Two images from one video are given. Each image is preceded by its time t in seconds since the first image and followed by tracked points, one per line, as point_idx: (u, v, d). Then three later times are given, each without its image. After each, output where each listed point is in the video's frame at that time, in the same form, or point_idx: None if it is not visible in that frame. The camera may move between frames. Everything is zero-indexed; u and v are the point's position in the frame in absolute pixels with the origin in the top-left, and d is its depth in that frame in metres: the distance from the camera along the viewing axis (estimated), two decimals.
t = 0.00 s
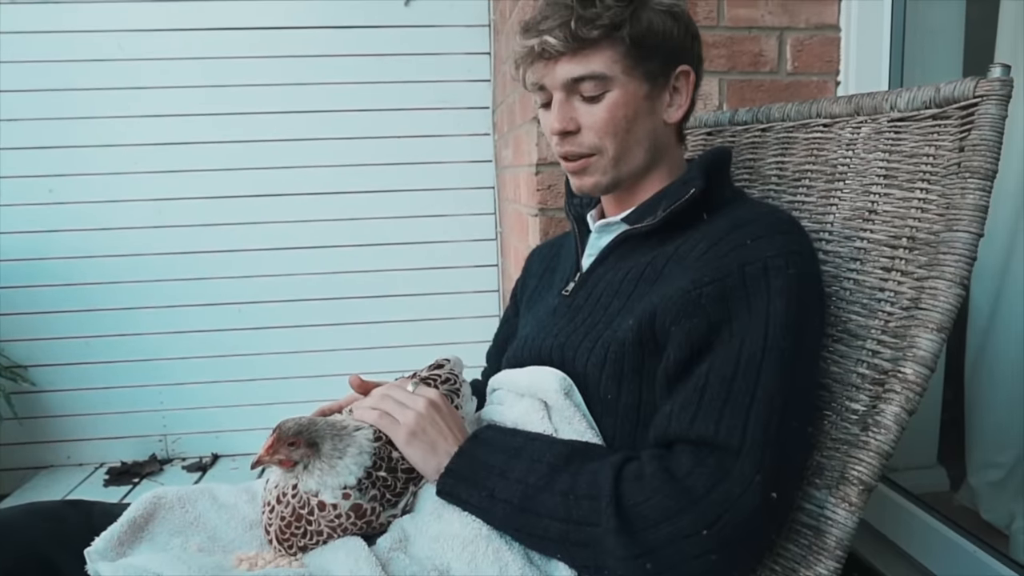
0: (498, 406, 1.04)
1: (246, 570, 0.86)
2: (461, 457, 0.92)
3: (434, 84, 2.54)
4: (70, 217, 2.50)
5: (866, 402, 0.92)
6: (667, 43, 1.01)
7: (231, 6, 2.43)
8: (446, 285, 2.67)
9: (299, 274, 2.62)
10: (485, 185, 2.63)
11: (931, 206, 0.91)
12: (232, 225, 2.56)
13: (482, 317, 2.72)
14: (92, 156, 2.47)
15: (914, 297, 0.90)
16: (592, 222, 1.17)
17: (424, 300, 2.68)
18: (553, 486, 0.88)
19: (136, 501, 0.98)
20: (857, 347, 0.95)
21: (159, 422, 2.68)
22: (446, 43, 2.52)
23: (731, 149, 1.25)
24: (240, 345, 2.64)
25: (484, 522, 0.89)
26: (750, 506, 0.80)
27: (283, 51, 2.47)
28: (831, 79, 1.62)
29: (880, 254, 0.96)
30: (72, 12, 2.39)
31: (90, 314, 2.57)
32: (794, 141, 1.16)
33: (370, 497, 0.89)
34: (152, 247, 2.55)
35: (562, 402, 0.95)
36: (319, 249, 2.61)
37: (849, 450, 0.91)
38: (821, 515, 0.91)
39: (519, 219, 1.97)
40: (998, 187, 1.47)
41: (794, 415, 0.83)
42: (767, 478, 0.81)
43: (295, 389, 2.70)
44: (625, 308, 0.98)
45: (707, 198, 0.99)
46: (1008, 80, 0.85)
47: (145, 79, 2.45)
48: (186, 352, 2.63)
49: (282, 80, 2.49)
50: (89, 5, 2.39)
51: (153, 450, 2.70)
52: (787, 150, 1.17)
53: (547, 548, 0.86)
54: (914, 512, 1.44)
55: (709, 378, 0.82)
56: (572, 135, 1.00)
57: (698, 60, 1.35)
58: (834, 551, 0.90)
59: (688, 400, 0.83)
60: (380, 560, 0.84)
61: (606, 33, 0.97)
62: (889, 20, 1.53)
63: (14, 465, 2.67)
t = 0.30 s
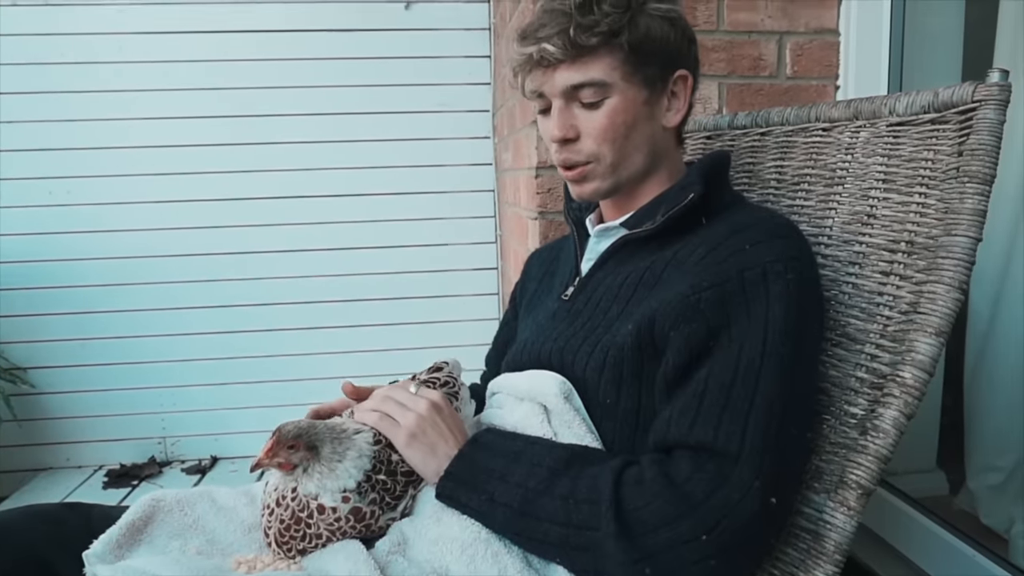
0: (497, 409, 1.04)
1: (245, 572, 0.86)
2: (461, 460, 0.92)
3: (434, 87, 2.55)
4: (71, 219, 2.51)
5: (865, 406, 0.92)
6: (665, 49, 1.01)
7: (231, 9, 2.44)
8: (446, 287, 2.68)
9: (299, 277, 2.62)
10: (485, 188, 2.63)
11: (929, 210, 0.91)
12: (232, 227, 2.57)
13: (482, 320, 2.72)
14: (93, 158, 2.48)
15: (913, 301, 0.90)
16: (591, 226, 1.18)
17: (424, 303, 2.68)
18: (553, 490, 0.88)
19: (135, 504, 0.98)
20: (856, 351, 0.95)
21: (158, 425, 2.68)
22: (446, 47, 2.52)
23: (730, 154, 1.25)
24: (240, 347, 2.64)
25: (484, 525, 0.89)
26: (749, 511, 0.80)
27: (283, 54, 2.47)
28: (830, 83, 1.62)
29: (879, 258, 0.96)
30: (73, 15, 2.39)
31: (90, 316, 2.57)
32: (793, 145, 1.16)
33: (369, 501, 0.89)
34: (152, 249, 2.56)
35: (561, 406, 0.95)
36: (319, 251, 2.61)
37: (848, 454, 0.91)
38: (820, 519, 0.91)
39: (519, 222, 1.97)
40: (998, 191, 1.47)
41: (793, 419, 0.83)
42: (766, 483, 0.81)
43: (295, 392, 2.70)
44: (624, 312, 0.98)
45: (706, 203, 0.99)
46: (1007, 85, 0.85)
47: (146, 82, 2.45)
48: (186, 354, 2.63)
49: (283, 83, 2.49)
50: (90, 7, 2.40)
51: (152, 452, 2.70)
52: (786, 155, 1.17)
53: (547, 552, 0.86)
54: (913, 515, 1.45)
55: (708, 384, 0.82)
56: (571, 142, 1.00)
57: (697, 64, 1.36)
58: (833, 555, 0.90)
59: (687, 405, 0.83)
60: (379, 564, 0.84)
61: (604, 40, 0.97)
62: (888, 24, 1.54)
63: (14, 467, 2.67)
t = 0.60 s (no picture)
0: (499, 407, 1.04)
1: (245, 569, 0.86)
2: (462, 458, 0.92)
3: (435, 85, 2.54)
4: (71, 216, 2.51)
5: (866, 404, 0.91)
6: (668, 45, 1.01)
7: (232, 6, 2.43)
8: (446, 286, 2.67)
9: (300, 274, 2.62)
10: (486, 186, 2.63)
11: (932, 208, 0.91)
12: (233, 225, 2.57)
13: (482, 318, 2.72)
14: (94, 156, 2.48)
15: (916, 299, 0.90)
16: (592, 224, 1.17)
17: (425, 301, 2.68)
18: (555, 488, 0.88)
19: (135, 501, 0.98)
20: (858, 349, 0.94)
21: (159, 422, 2.68)
22: (447, 44, 2.52)
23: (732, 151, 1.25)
24: (240, 345, 2.64)
25: (485, 523, 0.89)
26: (751, 509, 0.80)
27: (284, 51, 2.47)
28: (833, 81, 1.61)
29: (881, 256, 0.96)
30: (74, 12, 2.39)
31: (91, 314, 2.58)
32: (795, 142, 1.16)
33: (370, 498, 0.89)
34: (153, 247, 2.56)
35: (564, 403, 0.95)
36: (320, 249, 2.61)
37: (849, 452, 0.91)
38: (821, 518, 0.91)
39: (521, 220, 1.97)
40: (1000, 190, 1.47)
41: (795, 417, 0.83)
42: (768, 481, 0.81)
43: (296, 389, 2.70)
44: (625, 310, 0.98)
45: (708, 200, 0.99)
46: (1011, 83, 0.85)
47: (146, 79, 2.45)
48: (186, 352, 2.63)
49: (284, 80, 2.49)
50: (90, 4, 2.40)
51: (153, 450, 2.70)
52: (788, 152, 1.17)
53: (549, 549, 0.86)
54: (914, 514, 1.44)
55: (710, 382, 0.82)
56: (574, 138, 1.00)
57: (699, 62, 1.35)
58: (835, 553, 0.89)
59: (689, 403, 0.83)
60: (379, 560, 0.84)
61: (608, 36, 0.97)
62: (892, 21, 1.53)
63: (15, 464, 2.67)
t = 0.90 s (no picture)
0: (502, 400, 1.04)
1: (252, 561, 0.87)
2: (466, 451, 0.92)
3: (441, 80, 2.54)
4: (78, 211, 2.52)
5: (872, 400, 0.91)
6: (681, 42, 1.00)
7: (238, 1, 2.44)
8: (452, 281, 2.68)
9: (305, 269, 2.63)
10: (492, 181, 2.62)
11: (940, 203, 0.90)
12: (239, 220, 2.57)
13: (488, 314, 2.72)
14: (100, 151, 2.48)
15: (922, 294, 0.90)
16: (597, 215, 1.17)
17: (430, 296, 2.68)
18: (557, 480, 0.88)
19: (143, 493, 0.98)
20: (864, 344, 0.94)
21: (166, 416, 2.69)
22: (452, 39, 2.52)
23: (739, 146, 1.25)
24: (247, 339, 2.65)
25: (489, 516, 0.89)
26: (754, 500, 0.80)
27: (290, 46, 2.48)
28: (841, 75, 1.60)
29: (889, 251, 0.95)
30: (80, 7, 2.40)
31: (98, 308, 2.59)
32: (802, 137, 1.16)
33: (375, 491, 0.89)
34: (160, 242, 2.56)
35: (566, 396, 0.95)
36: (327, 244, 2.61)
37: (855, 447, 0.91)
38: (827, 513, 0.91)
39: (527, 216, 1.97)
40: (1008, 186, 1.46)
41: (800, 411, 0.83)
42: (772, 473, 0.81)
43: (302, 384, 2.71)
44: (628, 301, 0.97)
45: (712, 190, 0.98)
46: (1020, 77, 0.85)
47: (152, 74, 2.45)
48: (193, 346, 2.64)
49: (289, 76, 2.49)
50: None
51: (160, 443, 2.71)
52: (795, 147, 1.16)
53: (552, 542, 0.86)
54: (920, 510, 1.44)
55: (714, 373, 0.82)
56: (580, 132, 1.01)
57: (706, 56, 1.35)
58: (840, 548, 0.89)
59: (693, 394, 0.83)
60: (385, 554, 0.84)
61: (619, 32, 0.96)
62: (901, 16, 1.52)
63: (23, 457, 2.69)
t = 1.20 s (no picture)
0: (505, 398, 1.04)
1: (255, 558, 0.87)
2: (468, 449, 0.92)
3: (444, 79, 2.54)
4: (82, 209, 2.52)
5: (876, 398, 0.91)
6: (687, 38, 1.01)
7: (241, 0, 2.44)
8: (455, 280, 2.68)
9: (308, 268, 2.63)
10: (494, 180, 2.63)
11: (944, 202, 0.90)
12: (242, 218, 2.58)
13: (491, 312, 2.72)
14: (104, 149, 2.49)
15: (926, 293, 0.89)
16: (601, 213, 1.17)
17: (433, 295, 2.68)
18: (560, 478, 0.88)
19: (147, 490, 0.99)
20: (868, 343, 0.94)
21: (169, 414, 2.70)
22: (455, 38, 2.52)
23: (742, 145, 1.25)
24: (251, 337, 2.66)
25: (492, 514, 0.89)
26: (757, 498, 0.80)
27: (293, 45, 2.48)
28: (844, 75, 1.61)
29: (892, 250, 0.95)
30: (84, 6, 2.41)
31: (101, 306, 2.59)
32: (806, 136, 1.16)
33: (378, 489, 0.89)
34: (162, 240, 2.57)
35: (568, 394, 0.96)
36: (330, 242, 2.62)
37: (859, 446, 0.91)
38: (830, 512, 0.91)
39: (530, 215, 1.97)
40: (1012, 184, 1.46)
41: (803, 409, 0.83)
42: (775, 471, 0.81)
43: (305, 382, 2.72)
44: (631, 299, 0.98)
45: (716, 190, 0.98)
46: None
47: (155, 72, 2.46)
48: (196, 344, 2.65)
49: (293, 75, 2.50)
50: None
51: (163, 441, 2.72)
52: (799, 146, 1.16)
53: (554, 540, 0.86)
54: (924, 510, 1.44)
55: (717, 370, 0.82)
56: (589, 130, 1.00)
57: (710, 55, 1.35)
58: (843, 546, 0.89)
59: (696, 392, 0.83)
60: (388, 551, 0.85)
61: (627, 28, 0.97)
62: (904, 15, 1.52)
63: (26, 454, 2.69)
